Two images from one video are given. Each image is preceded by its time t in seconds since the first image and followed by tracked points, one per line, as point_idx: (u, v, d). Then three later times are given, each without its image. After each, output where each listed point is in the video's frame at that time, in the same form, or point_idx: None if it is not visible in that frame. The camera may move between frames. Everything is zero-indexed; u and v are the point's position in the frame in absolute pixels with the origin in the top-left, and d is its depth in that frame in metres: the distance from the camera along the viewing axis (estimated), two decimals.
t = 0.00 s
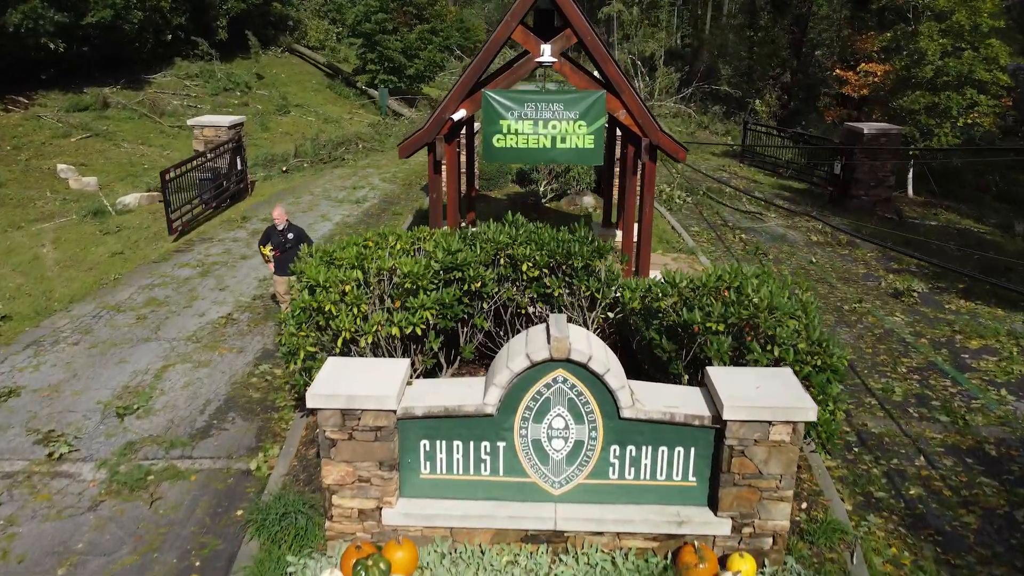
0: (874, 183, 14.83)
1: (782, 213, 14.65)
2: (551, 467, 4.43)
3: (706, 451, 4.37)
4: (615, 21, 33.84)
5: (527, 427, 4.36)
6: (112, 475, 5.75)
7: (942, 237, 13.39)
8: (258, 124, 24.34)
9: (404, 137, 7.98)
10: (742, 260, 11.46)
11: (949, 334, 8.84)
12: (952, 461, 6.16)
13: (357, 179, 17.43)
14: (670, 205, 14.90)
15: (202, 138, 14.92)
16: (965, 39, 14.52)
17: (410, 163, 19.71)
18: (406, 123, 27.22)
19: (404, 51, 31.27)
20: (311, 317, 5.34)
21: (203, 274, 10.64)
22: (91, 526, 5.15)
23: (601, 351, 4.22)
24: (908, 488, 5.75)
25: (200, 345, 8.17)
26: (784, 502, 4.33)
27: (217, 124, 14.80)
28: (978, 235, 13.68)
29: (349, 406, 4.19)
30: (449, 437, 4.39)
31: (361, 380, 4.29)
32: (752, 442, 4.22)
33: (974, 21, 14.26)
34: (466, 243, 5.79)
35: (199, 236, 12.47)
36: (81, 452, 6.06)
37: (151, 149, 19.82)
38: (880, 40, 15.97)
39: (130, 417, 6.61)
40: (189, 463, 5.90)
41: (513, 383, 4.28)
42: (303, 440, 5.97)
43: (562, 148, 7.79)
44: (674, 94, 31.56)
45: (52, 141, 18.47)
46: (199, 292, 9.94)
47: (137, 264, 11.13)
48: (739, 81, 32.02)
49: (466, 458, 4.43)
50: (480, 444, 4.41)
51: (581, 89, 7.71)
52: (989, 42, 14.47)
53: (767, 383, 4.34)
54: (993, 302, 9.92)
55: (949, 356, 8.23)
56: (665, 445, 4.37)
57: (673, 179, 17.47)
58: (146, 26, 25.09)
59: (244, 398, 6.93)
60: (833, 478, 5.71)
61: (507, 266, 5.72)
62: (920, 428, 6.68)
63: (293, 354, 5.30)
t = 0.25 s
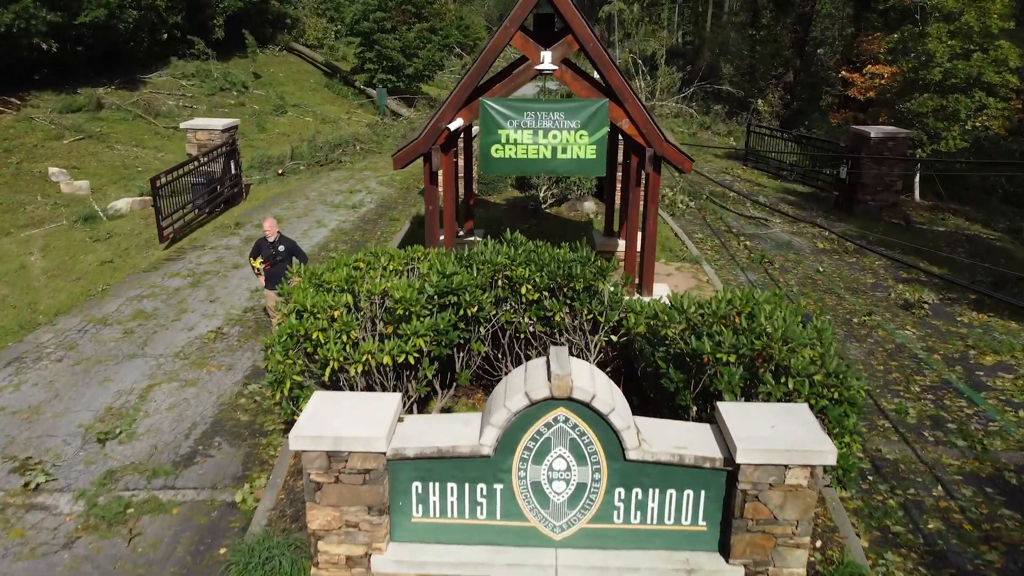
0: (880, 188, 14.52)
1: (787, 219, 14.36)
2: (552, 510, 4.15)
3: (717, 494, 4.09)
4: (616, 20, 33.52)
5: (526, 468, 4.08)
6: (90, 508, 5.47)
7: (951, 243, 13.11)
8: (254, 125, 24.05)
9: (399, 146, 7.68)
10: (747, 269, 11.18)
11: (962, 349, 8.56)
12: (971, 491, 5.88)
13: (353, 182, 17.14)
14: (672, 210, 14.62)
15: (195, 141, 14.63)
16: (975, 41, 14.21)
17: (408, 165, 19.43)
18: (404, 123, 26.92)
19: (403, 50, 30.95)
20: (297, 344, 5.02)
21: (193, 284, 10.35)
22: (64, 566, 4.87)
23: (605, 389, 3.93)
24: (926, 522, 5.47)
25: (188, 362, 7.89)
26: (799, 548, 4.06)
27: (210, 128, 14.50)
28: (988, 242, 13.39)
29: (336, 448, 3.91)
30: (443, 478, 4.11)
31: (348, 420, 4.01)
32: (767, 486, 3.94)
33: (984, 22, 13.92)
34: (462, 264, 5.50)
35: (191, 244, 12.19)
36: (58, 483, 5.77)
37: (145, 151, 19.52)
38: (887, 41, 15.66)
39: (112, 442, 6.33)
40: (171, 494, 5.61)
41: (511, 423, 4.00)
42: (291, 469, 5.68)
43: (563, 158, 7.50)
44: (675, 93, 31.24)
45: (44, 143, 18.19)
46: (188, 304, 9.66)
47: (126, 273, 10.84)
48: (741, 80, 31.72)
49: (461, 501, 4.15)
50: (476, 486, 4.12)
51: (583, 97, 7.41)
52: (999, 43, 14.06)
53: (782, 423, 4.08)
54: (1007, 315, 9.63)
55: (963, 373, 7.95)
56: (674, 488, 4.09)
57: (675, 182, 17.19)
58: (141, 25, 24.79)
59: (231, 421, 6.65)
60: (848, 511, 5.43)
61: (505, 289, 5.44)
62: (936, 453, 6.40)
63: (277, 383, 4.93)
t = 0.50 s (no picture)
0: (887, 195, 14.22)
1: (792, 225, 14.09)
2: (552, 564, 3.88)
3: (729, 548, 3.81)
4: (617, 19, 33.21)
5: (524, 519, 3.80)
6: (66, 548, 5.19)
7: (959, 252, 12.84)
8: (251, 126, 23.77)
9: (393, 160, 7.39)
10: (752, 280, 10.91)
11: (976, 368, 8.29)
12: (992, 525, 5.61)
13: (350, 187, 16.87)
14: (674, 217, 14.35)
15: (188, 147, 14.37)
16: (984, 44, 13.90)
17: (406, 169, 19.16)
18: (403, 124, 26.64)
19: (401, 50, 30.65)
20: (285, 378, 4.71)
21: (184, 297, 10.09)
22: None
23: (610, 438, 3.66)
24: (945, 561, 5.21)
25: (174, 383, 7.61)
26: None
27: (204, 133, 14.27)
28: (998, 250, 13.10)
29: (320, 501, 3.65)
30: (435, 530, 3.83)
31: (334, 469, 3.75)
32: (781, 541, 3.68)
33: (994, 25, 13.61)
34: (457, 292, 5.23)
35: (183, 253, 11.91)
36: (33, 519, 5.50)
37: (138, 154, 19.24)
38: (894, 43, 15.36)
39: (92, 473, 6.06)
40: (152, 532, 5.33)
41: (507, 473, 3.71)
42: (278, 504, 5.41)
43: (563, 172, 7.21)
44: (677, 93, 30.95)
45: (36, 147, 17.92)
46: (178, 318, 9.38)
47: (115, 285, 10.57)
48: (743, 80, 31.43)
49: (456, 554, 3.87)
50: (471, 538, 3.84)
51: (584, 108, 7.12)
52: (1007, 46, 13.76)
53: (799, 471, 3.80)
54: (1020, 330, 9.36)
55: (978, 394, 7.68)
56: (683, 541, 3.81)
57: (677, 187, 16.91)
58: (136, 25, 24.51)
59: (218, 449, 6.38)
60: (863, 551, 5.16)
61: (502, 317, 5.17)
62: (954, 484, 6.13)
63: (263, 421, 4.62)
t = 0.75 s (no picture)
0: (894, 202, 13.95)
1: (797, 233, 13.81)
2: None
3: None
4: (618, 18, 32.89)
5: None
6: None
7: (969, 261, 12.57)
8: (247, 128, 23.50)
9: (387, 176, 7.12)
10: (758, 293, 10.63)
11: (990, 389, 8.01)
12: (1013, 565, 5.35)
13: (347, 192, 16.60)
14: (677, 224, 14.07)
15: (180, 152, 14.05)
16: (994, 48, 13.59)
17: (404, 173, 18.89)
18: (402, 125, 26.37)
19: (400, 50, 30.35)
20: (270, 418, 4.43)
21: (174, 311, 9.82)
22: None
23: (616, 497, 3.38)
24: None
25: (161, 407, 7.34)
26: None
27: (196, 138, 13.92)
28: (1007, 259, 12.82)
29: (301, 566, 3.37)
30: None
31: (317, 531, 3.47)
32: None
33: (1005, 29, 13.31)
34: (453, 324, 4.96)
35: (174, 263, 11.65)
36: (6, 561, 5.23)
37: (132, 158, 18.97)
38: (902, 47, 15.05)
39: (71, 507, 5.79)
40: (130, 575, 5.06)
41: (505, 533, 3.43)
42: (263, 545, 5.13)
43: (564, 189, 6.93)
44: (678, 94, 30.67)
45: (28, 151, 17.65)
46: (167, 334, 9.12)
47: (103, 297, 10.31)
48: (745, 80, 31.14)
49: None
50: None
51: (586, 123, 6.83)
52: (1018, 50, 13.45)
53: (818, 528, 3.53)
54: None
55: (994, 418, 7.41)
56: None
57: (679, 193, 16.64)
58: (131, 26, 24.23)
59: (203, 481, 6.11)
60: None
61: (501, 350, 4.90)
62: (972, 519, 5.86)
63: (246, 464, 4.34)
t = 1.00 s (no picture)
0: (900, 210, 13.71)
1: (801, 241, 13.56)
2: None
3: None
4: (619, 18, 32.60)
5: None
6: None
7: (977, 271, 12.32)
8: (244, 130, 23.25)
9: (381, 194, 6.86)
10: (763, 307, 10.37)
11: (1004, 411, 7.75)
12: None
13: (343, 198, 16.35)
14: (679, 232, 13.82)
15: (173, 159, 13.83)
16: (1003, 53, 13.30)
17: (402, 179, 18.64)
18: (400, 127, 26.11)
19: (399, 50, 30.06)
20: (252, 463, 4.16)
21: (163, 326, 9.57)
22: None
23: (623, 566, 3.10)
24: None
25: (147, 432, 7.09)
26: None
27: (189, 145, 13.71)
28: (1016, 269, 12.56)
29: None
30: None
31: None
32: None
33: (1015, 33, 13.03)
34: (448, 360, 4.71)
35: (165, 274, 11.40)
36: None
37: (126, 162, 18.71)
38: (909, 51, 14.76)
39: (49, 545, 5.54)
40: None
41: None
42: None
43: (565, 207, 6.66)
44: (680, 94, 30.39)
45: (20, 156, 17.39)
46: (155, 352, 8.86)
47: (91, 311, 10.06)
48: (747, 81, 30.83)
49: None
50: None
51: (587, 139, 6.56)
52: None
53: None
54: None
55: (1009, 443, 7.15)
56: None
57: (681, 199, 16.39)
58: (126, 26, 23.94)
59: (187, 515, 5.86)
60: None
61: (499, 388, 4.64)
62: (990, 556, 5.61)
63: (227, 513, 4.07)
